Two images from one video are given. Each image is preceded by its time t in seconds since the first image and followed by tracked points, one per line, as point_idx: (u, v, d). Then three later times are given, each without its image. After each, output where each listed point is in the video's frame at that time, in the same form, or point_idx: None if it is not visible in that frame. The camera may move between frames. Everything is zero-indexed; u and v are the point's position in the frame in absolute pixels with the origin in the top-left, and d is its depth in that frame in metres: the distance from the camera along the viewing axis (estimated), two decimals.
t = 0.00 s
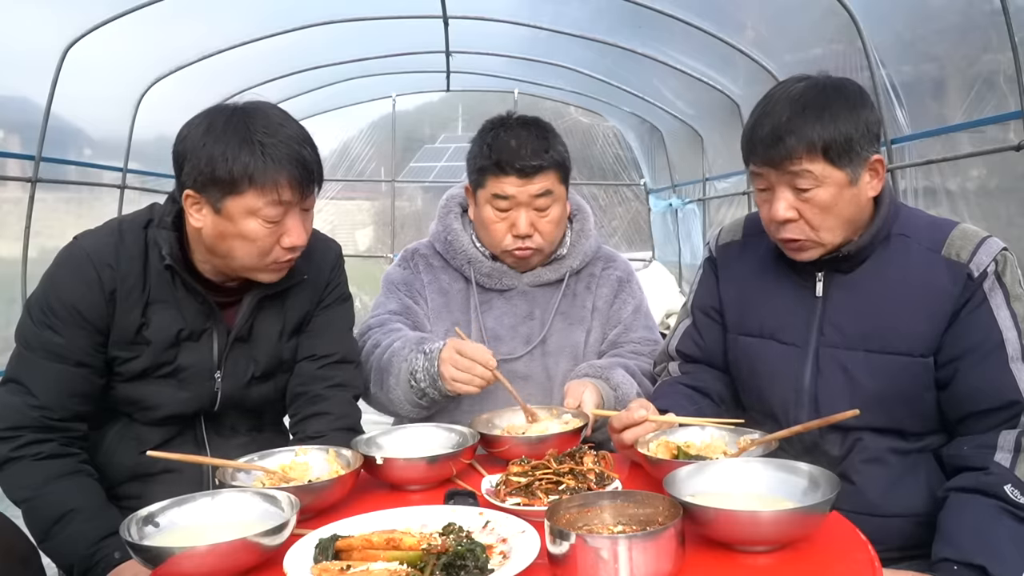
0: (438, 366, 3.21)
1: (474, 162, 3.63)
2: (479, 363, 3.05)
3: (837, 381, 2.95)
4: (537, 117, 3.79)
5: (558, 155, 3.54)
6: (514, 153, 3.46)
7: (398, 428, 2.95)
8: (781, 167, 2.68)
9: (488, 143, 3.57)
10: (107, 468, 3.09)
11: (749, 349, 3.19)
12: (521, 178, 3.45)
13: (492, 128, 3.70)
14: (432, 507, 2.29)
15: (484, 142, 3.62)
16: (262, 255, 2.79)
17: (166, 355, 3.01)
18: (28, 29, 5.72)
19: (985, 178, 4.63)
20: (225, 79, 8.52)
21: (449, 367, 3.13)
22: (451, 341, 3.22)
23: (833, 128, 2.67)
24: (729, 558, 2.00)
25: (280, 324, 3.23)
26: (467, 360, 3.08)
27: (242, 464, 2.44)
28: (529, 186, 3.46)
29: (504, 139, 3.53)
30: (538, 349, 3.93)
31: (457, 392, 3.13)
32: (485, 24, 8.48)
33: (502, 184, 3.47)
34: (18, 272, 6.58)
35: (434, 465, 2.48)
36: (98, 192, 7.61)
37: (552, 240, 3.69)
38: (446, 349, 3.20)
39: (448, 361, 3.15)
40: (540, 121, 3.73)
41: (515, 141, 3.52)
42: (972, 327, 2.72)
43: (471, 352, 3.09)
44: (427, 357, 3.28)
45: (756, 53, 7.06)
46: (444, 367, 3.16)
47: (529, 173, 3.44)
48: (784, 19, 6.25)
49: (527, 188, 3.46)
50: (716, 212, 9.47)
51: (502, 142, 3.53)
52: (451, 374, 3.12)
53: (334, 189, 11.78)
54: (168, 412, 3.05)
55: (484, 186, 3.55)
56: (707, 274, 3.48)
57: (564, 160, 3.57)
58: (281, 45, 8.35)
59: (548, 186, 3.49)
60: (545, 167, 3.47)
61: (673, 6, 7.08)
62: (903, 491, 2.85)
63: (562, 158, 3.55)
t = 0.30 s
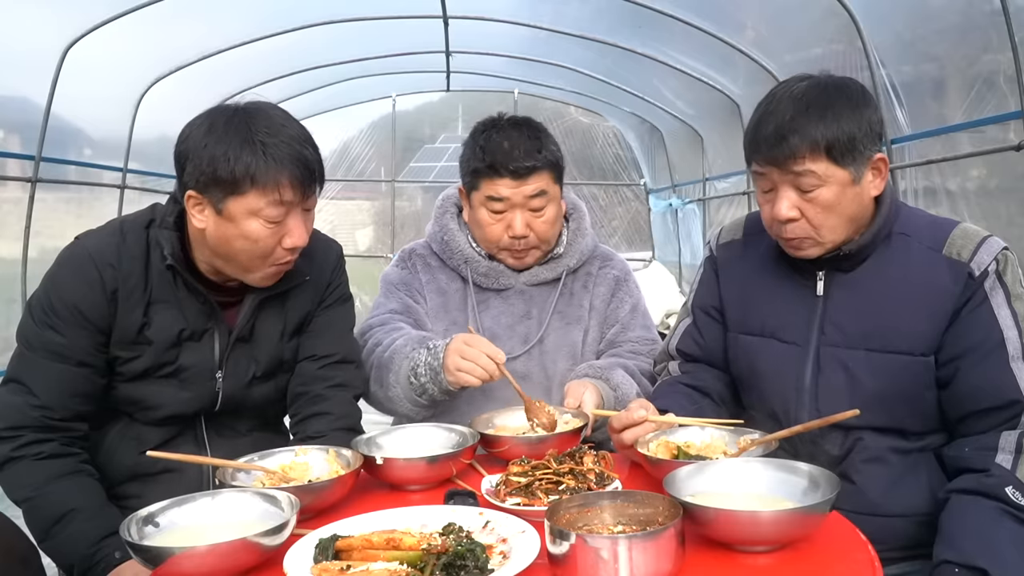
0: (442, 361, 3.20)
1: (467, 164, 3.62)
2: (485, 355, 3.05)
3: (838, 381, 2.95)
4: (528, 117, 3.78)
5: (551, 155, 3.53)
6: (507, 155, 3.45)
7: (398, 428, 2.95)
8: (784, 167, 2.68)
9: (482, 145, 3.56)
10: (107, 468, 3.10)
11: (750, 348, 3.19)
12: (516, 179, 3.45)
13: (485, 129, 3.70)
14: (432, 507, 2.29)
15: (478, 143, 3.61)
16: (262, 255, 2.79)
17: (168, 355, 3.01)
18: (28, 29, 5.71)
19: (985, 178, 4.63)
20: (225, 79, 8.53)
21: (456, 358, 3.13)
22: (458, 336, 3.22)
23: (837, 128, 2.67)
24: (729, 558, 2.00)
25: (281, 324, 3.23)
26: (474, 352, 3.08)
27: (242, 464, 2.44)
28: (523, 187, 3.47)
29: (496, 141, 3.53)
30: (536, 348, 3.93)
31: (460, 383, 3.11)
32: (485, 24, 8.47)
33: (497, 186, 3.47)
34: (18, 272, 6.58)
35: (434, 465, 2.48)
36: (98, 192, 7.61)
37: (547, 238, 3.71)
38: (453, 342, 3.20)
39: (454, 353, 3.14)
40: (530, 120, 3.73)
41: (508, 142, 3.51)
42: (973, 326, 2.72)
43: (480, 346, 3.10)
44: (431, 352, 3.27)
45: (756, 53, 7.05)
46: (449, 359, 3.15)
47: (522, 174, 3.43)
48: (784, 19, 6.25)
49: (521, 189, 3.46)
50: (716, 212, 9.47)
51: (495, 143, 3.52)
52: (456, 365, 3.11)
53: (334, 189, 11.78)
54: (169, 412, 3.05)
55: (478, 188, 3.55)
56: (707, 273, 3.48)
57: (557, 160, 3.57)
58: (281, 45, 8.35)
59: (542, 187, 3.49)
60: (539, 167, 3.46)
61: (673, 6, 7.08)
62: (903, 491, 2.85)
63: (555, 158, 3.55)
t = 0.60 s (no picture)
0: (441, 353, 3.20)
1: (466, 169, 3.62)
2: (485, 347, 3.07)
3: (838, 381, 2.95)
4: (527, 120, 3.79)
5: (551, 159, 3.54)
6: (507, 160, 3.45)
7: (398, 428, 2.95)
8: (786, 167, 2.68)
9: (480, 150, 3.56)
10: (107, 468, 3.09)
11: (750, 348, 3.19)
12: (515, 185, 3.45)
13: (482, 133, 3.70)
14: (432, 507, 2.29)
15: (477, 148, 3.61)
16: (262, 255, 2.79)
17: (167, 355, 3.01)
18: (28, 29, 5.71)
19: (985, 178, 4.64)
20: (225, 79, 8.53)
21: (455, 351, 3.13)
22: (455, 328, 3.22)
23: (837, 128, 2.67)
24: (728, 558, 2.00)
25: (281, 324, 3.23)
26: (473, 344, 3.09)
27: (241, 464, 2.44)
28: (524, 192, 3.46)
29: (495, 147, 3.52)
30: (534, 349, 3.94)
31: (461, 376, 3.12)
32: (485, 24, 8.47)
33: (496, 192, 3.47)
34: (18, 272, 6.57)
35: (434, 465, 2.48)
36: (98, 192, 7.61)
37: (547, 241, 3.71)
38: (451, 334, 3.20)
39: (451, 346, 3.15)
40: (529, 124, 3.74)
41: (508, 147, 3.51)
42: (973, 327, 2.72)
43: (477, 338, 3.11)
44: (427, 346, 3.26)
45: (756, 53, 7.06)
46: (448, 352, 3.15)
47: (523, 180, 3.43)
48: (784, 19, 6.25)
49: (522, 195, 3.46)
50: (716, 212, 9.48)
51: (495, 148, 3.51)
52: (456, 358, 3.11)
53: (334, 189, 11.78)
54: (169, 412, 3.05)
55: (478, 193, 3.55)
56: (707, 273, 3.48)
57: (558, 164, 3.57)
58: (281, 45, 8.35)
59: (543, 191, 3.49)
60: (540, 172, 3.46)
61: (673, 6, 7.07)
62: (903, 491, 2.85)
63: (555, 162, 3.56)
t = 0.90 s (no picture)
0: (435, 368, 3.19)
1: (464, 170, 3.62)
2: (485, 366, 3.08)
3: (837, 381, 2.95)
4: (526, 122, 3.79)
5: (550, 163, 3.54)
6: (507, 163, 3.45)
7: (398, 428, 2.95)
8: (786, 168, 2.68)
9: (479, 152, 3.56)
10: (107, 468, 3.09)
11: (750, 349, 3.19)
12: (513, 188, 3.45)
13: (482, 134, 3.70)
14: (432, 507, 2.29)
15: (476, 150, 3.60)
16: (262, 254, 2.79)
17: (167, 354, 3.01)
18: (28, 29, 5.71)
19: (985, 178, 4.64)
20: (225, 79, 8.53)
21: (451, 368, 3.12)
22: (451, 344, 3.21)
23: (836, 128, 2.67)
24: (728, 558, 1.99)
25: (280, 324, 3.23)
26: (472, 363, 3.09)
27: (241, 465, 2.44)
28: (523, 195, 3.46)
29: (495, 148, 3.52)
30: (533, 349, 3.93)
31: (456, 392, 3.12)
32: (485, 24, 8.47)
33: (495, 194, 3.47)
34: (18, 273, 6.57)
35: (434, 465, 2.48)
36: (98, 192, 7.61)
37: (545, 244, 3.70)
38: (445, 351, 3.20)
39: (449, 363, 3.14)
40: (528, 126, 3.74)
41: (507, 150, 3.50)
42: (976, 328, 2.72)
43: (478, 356, 3.11)
44: (421, 359, 3.24)
45: (756, 53, 7.06)
46: (445, 368, 3.15)
47: (522, 182, 3.43)
48: (784, 19, 6.25)
49: (521, 197, 3.46)
50: (716, 212, 9.48)
51: (495, 151, 3.51)
52: (452, 375, 3.11)
53: (334, 189, 11.77)
54: (168, 412, 3.05)
55: (476, 195, 3.55)
56: (707, 273, 3.48)
57: (557, 166, 3.57)
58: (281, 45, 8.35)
59: (542, 194, 3.49)
60: (539, 175, 3.46)
61: (673, 6, 7.07)
62: (903, 490, 2.85)
63: (554, 164, 3.56)
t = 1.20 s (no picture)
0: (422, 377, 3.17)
1: (462, 168, 3.63)
2: (464, 372, 3.02)
3: (837, 380, 2.95)
4: (526, 121, 3.79)
5: (547, 161, 3.54)
6: (502, 159, 3.46)
7: (398, 427, 2.95)
8: (783, 170, 2.67)
9: (477, 150, 3.57)
10: (107, 468, 3.09)
11: (749, 349, 3.19)
12: (509, 185, 3.45)
13: (481, 132, 3.70)
14: (432, 507, 2.29)
15: (473, 147, 3.62)
16: (263, 253, 2.79)
17: (166, 354, 3.01)
18: (29, 29, 5.71)
19: (985, 178, 4.65)
20: (225, 79, 8.53)
21: (433, 376, 3.10)
22: (436, 352, 3.19)
23: (834, 129, 2.67)
24: (728, 558, 2.00)
25: (280, 324, 3.23)
26: (453, 369, 3.05)
27: (241, 465, 2.44)
28: (518, 192, 3.46)
29: (492, 146, 3.53)
30: (532, 350, 3.93)
31: (440, 401, 3.10)
32: (485, 24, 8.47)
33: (491, 190, 3.47)
34: (18, 273, 6.57)
35: (434, 465, 2.48)
36: (98, 192, 7.61)
37: (541, 244, 3.70)
38: (431, 358, 3.17)
39: (432, 370, 3.12)
40: (527, 125, 3.73)
41: (504, 147, 3.52)
42: (980, 328, 2.71)
43: (458, 363, 3.06)
44: (410, 367, 3.24)
45: (757, 53, 7.06)
46: (427, 376, 3.12)
47: (517, 180, 3.43)
48: (784, 19, 6.25)
49: (516, 195, 3.46)
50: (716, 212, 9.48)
51: (491, 148, 3.53)
52: (435, 383, 3.09)
53: (334, 189, 11.78)
54: (168, 412, 3.05)
55: (473, 192, 3.55)
56: (707, 274, 3.48)
57: (553, 165, 3.57)
58: (281, 45, 8.35)
59: (538, 192, 3.49)
60: (534, 172, 3.46)
61: (673, 6, 7.07)
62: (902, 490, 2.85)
63: (551, 163, 3.56)
